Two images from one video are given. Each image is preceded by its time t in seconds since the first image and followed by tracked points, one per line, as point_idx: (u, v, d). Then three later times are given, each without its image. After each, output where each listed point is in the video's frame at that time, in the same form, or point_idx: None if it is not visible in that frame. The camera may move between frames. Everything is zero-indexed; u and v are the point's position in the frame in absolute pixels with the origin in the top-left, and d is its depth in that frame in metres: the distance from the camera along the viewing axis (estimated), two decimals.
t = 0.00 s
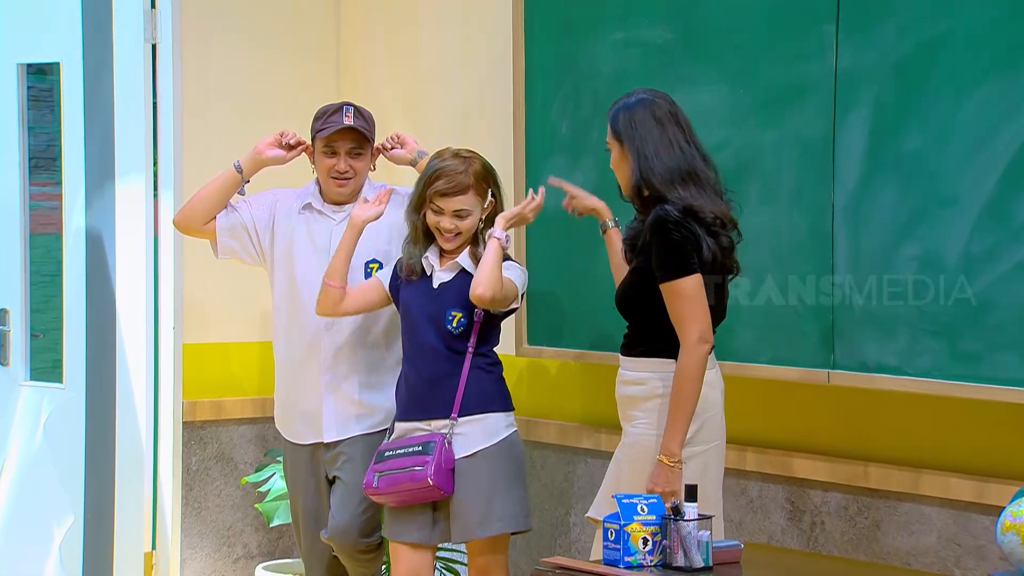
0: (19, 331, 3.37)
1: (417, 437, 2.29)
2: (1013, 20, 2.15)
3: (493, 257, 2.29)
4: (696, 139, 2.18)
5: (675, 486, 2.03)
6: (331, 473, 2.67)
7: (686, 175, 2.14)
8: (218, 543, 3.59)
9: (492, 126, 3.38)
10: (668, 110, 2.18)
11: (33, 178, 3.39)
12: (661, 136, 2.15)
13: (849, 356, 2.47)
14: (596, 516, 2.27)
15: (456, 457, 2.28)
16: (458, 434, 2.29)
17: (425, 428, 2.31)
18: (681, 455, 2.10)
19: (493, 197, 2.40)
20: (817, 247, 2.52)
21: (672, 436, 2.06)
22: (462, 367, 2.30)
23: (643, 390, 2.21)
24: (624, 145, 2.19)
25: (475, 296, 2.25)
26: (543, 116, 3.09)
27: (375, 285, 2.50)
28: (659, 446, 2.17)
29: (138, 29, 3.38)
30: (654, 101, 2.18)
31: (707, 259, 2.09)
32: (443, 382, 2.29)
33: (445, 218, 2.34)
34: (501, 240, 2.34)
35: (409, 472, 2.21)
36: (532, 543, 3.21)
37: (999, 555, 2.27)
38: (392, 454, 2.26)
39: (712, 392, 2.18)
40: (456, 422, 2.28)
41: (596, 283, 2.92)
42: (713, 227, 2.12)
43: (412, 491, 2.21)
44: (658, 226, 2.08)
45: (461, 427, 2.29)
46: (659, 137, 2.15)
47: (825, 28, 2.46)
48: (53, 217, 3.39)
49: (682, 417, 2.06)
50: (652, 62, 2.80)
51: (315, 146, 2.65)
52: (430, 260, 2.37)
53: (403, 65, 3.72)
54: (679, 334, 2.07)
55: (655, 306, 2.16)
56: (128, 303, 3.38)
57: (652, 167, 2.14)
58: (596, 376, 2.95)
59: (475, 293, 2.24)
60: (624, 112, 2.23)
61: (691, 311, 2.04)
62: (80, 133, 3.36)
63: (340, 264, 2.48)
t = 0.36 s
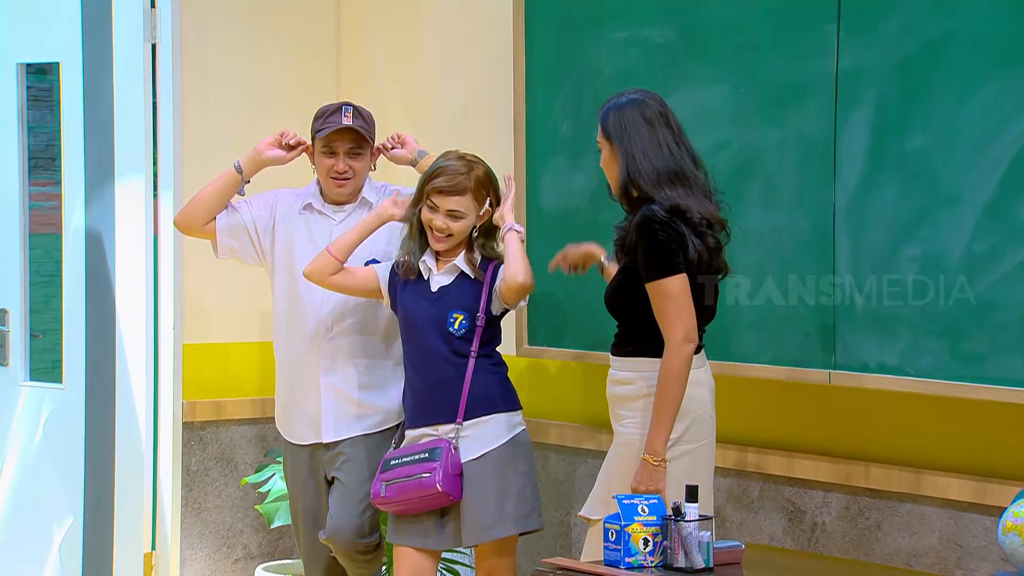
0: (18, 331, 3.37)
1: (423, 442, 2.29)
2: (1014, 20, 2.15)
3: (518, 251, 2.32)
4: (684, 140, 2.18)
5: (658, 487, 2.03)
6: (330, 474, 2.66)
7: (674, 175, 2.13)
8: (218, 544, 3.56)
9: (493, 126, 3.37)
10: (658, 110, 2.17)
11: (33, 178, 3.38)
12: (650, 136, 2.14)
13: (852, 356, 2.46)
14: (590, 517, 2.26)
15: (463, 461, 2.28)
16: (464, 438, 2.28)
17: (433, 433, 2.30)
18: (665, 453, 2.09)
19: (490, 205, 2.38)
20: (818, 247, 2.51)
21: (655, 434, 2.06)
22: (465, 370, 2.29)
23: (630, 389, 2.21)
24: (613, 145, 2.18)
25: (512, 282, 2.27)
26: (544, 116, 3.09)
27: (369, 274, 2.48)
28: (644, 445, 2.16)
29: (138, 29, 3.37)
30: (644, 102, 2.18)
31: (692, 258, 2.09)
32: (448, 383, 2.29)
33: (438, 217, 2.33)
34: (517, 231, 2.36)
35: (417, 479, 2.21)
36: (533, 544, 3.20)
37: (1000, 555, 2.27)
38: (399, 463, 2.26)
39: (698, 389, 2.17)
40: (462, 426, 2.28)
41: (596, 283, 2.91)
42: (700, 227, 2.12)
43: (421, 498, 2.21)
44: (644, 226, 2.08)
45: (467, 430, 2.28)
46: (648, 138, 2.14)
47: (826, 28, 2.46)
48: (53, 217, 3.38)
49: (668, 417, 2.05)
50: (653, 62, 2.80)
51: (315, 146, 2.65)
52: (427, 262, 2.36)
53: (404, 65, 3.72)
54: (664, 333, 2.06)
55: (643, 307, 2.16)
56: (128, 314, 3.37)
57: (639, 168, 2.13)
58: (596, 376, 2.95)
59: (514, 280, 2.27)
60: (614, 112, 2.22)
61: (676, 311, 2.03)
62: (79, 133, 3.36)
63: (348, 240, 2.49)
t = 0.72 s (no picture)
0: (19, 331, 3.37)
1: (437, 447, 2.29)
2: (1015, 21, 2.15)
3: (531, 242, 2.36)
4: (679, 140, 2.17)
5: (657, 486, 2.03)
6: (331, 474, 2.66)
7: (669, 176, 2.13)
8: (219, 544, 3.57)
9: (492, 125, 3.38)
10: (653, 111, 2.17)
11: (33, 178, 3.38)
12: (644, 138, 2.13)
13: (853, 357, 2.47)
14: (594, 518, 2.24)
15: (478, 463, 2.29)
16: (478, 440, 2.29)
17: (446, 436, 2.30)
18: (664, 453, 2.09)
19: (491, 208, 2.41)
20: (819, 247, 2.52)
21: (654, 435, 2.06)
22: (474, 370, 2.29)
23: (629, 388, 2.20)
24: (607, 146, 2.17)
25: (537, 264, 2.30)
26: (546, 116, 3.09)
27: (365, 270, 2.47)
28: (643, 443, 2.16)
29: (138, 29, 3.37)
30: (639, 102, 2.17)
31: (688, 258, 2.09)
32: (456, 385, 2.28)
33: (447, 220, 2.33)
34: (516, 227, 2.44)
35: (436, 484, 2.22)
36: (535, 543, 3.20)
37: (1002, 556, 2.26)
38: (414, 468, 2.26)
39: (697, 385, 2.17)
40: (475, 428, 2.28)
41: (597, 282, 2.92)
42: (695, 227, 2.12)
43: (443, 502, 2.22)
44: (639, 228, 2.07)
45: (480, 432, 2.29)
46: (643, 139, 2.13)
47: (827, 28, 2.46)
48: (54, 217, 3.38)
49: (667, 416, 2.05)
50: (653, 62, 2.80)
51: (316, 146, 2.65)
52: (426, 268, 2.35)
53: (404, 65, 3.72)
54: (661, 333, 2.06)
55: (640, 307, 2.16)
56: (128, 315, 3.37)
57: (633, 168, 2.12)
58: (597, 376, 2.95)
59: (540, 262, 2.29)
60: (608, 112, 2.21)
61: (672, 310, 2.03)
62: (80, 133, 3.35)
63: (351, 231, 2.49)
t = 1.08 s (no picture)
0: (26, 331, 3.32)
1: (438, 440, 2.29)
2: (1019, 20, 2.15)
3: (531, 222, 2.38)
4: (691, 140, 2.18)
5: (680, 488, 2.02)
6: (340, 474, 2.66)
7: (682, 177, 2.13)
8: (226, 544, 3.66)
9: (497, 125, 3.39)
10: (665, 111, 2.17)
11: (40, 178, 3.35)
12: (657, 138, 2.14)
13: (858, 356, 2.46)
14: (605, 517, 2.26)
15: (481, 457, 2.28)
16: (481, 434, 2.29)
17: (448, 430, 2.30)
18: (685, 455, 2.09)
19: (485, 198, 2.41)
20: (825, 248, 2.51)
21: (675, 437, 2.06)
22: (479, 364, 2.30)
23: (645, 388, 2.20)
24: (619, 145, 2.18)
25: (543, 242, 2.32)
26: (552, 116, 3.08)
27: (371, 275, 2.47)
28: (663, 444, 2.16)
29: (145, 29, 3.36)
30: (652, 102, 2.17)
31: (703, 259, 2.09)
32: (461, 380, 2.29)
33: (447, 217, 2.33)
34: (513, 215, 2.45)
35: (437, 475, 2.21)
36: (541, 543, 3.21)
37: (1010, 556, 2.26)
38: (415, 461, 2.27)
39: (714, 386, 2.17)
40: (478, 421, 2.28)
41: (605, 282, 2.92)
42: (709, 228, 2.12)
43: (443, 494, 2.22)
44: (652, 229, 2.07)
45: (484, 426, 2.29)
46: (655, 139, 2.14)
47: (834, 27, 2.45)
48: (61, 217, 3.35)
49: (687, 415, 2.05)
50: (660, 61, 2.80)
51: (326, 147, 2.65)
52: (427, 268, 2.35)
53: (411, 66, 3.74)
54: (678, 334, 2.06)
55: (654, 307, 2.16)
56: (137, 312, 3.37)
57: (646, 169, 2.13)
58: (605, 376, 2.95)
59: (546, 236, 2.32)
60: (621, 111, 2.21)
61: (689, 311, 2.03)
62: (87, 133, 3.34)
63: (360, 239, 2.49)
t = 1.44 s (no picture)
0: (33, 331, 3.37)
1: (449, 435, 2.30)
2: None
3: (500, 223, 2.33)
4: (699, 144, 2.18)
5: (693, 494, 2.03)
6: (350, 474, 2.67)
7: (691, 181, 2.13)
8: (233, 544, 3.66)
9: (505, 125, 3.39)
10: (671, 115, 2.17)
11: (48, 178, 3.38)
12: (664, 143, 2.14)
13: (865, 356, 2.45)
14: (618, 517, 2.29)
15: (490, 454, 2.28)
16: (490, 430, 2.28)
17: (457, 426, 2.30)
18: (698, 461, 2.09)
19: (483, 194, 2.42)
20: (832, 248, 2.51)
21: (688, 443, 2.06)
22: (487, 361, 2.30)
23: (661, 391, 2.21)
24: (626, 151, 2.18)
25: (501, 248, 2.27)
26: (559, 116, 3.08)
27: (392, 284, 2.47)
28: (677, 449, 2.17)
29: (152, 30, 3.37)
30: (657, 107, 2.17)
31: (718, 262, 2.10)
32: (471, 379, 2.29)
33: (448, 215, 2.34)
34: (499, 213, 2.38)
35: (444, 470, 2.22)
36: (549, 543, 3.21)
37: (1018, 556, 2.26)
38: (426, 454, 2.27)
39: (732, 391, 2.17)
40: (487, 418, 2.28)
41: (613, 283, 2.92)
42: (722, 230, 2.13)
43: (450, 489, 2.22)
44: (668, 235, 2.08)
45: (493, 423, 2.29)
46: (662, 144, 2.14)
47: (842, 27, 2.45)
48: (67, 217, 3.38)
49: (700, 423, 2.05)
50: (666, 62, 2.80)
51: (337, 148, 2.65)
52: (433, 268, 2.35)
53: (418, 66, 3.74)
54: (694, 341, 2.06)
55: (668, 309, 2.15)
56: (145, 308, 3.36)
57: (655, 174, 2.13)
58: (613, 377, 2.95)
59: (502, 243, 2.27)
60: (626, 116, 2.22)
61: (706, 319, 2.03)
62: (94, 134, 3.35)
63: (374, 255, 2.47)
